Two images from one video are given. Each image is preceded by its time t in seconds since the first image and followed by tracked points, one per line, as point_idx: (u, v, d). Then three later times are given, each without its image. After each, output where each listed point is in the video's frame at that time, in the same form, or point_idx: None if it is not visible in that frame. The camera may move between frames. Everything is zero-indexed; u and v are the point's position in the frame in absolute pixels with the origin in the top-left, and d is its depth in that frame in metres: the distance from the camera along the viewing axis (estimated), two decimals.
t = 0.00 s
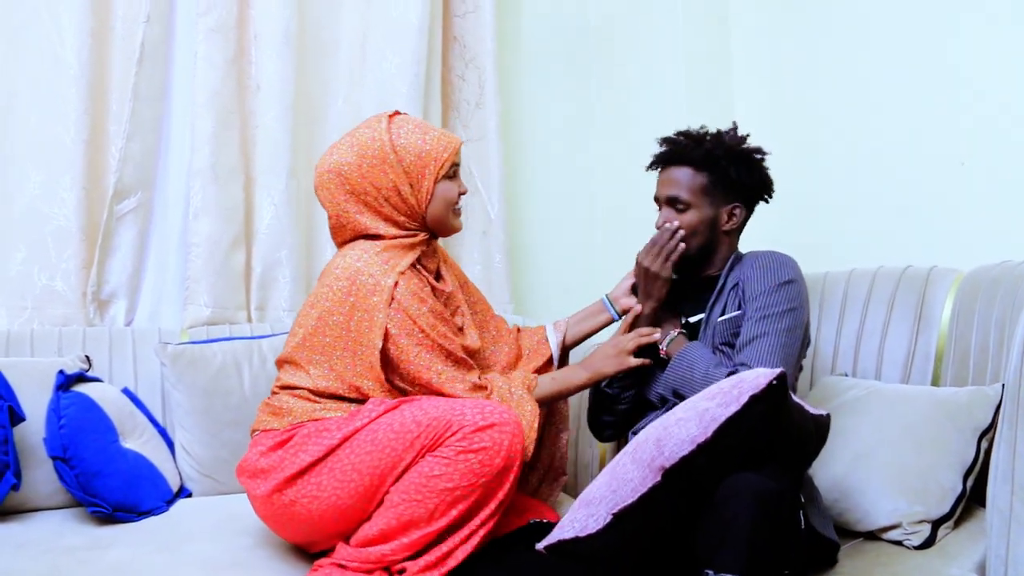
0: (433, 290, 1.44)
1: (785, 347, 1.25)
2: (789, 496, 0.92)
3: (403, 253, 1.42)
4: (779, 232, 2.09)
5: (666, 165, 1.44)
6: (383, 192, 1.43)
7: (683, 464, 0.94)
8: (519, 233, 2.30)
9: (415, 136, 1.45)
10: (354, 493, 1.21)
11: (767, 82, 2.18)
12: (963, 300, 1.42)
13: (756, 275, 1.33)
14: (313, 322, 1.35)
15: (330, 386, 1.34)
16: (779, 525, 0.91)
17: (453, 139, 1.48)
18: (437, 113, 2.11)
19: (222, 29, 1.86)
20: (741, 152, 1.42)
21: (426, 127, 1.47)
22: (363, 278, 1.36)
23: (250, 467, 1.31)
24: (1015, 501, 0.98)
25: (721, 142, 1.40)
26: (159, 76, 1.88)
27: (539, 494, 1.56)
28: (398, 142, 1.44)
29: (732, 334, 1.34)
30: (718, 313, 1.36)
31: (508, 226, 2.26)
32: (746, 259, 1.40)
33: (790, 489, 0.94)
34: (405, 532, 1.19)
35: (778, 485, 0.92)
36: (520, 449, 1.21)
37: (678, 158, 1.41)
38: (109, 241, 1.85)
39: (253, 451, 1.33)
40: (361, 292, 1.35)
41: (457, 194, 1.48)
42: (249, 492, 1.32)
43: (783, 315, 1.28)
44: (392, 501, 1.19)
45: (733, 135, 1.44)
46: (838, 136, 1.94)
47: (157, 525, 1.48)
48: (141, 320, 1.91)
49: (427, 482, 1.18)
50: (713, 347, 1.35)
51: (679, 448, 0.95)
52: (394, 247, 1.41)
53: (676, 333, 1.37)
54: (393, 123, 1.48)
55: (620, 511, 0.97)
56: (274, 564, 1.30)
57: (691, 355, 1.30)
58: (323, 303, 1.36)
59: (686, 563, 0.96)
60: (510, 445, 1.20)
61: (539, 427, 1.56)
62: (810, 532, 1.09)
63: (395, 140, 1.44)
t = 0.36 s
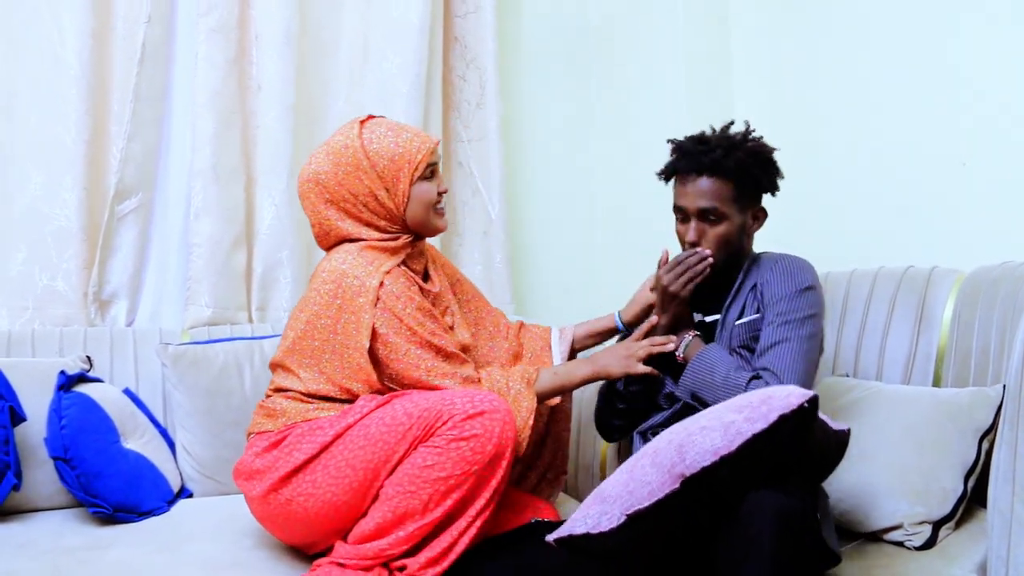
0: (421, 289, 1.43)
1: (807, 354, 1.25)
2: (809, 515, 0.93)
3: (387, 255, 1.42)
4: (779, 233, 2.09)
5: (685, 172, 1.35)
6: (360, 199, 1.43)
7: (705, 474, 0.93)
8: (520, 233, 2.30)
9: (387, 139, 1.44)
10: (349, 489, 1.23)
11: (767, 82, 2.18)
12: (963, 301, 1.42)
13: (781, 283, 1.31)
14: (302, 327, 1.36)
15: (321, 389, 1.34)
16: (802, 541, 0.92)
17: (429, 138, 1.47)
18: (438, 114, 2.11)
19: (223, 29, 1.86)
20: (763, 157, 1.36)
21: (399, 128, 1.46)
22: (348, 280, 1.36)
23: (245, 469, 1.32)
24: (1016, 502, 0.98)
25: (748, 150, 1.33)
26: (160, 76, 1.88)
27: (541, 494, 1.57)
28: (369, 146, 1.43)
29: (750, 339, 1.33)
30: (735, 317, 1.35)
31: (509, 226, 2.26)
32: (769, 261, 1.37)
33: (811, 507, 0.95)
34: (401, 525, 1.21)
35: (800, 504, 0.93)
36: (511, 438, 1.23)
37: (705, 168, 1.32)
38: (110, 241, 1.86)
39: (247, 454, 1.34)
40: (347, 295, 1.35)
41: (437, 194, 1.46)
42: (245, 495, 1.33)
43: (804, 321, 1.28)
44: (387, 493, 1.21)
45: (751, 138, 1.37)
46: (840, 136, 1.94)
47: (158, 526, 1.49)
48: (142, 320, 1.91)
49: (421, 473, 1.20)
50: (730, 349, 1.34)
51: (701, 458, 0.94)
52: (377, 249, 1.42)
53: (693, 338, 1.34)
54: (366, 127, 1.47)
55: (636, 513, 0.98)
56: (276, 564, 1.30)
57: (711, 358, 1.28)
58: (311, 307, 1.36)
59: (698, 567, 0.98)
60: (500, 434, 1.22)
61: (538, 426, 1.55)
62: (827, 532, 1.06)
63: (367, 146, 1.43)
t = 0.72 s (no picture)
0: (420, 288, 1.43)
1: (833, 362, 1.20)
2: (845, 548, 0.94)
3: (388, 257, 1.43)
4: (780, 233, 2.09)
5: (699, 178, 1.28)
6: (355, 211, 1.44)
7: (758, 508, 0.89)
8: (520, 233, 2.30)
9: (375, 153, 1.41)
10: (352, 488, 1.23)
11: (768, 82, 2.18)
12: (965, 301, 1.42)
13: (806, 290, 1.25)
14: (302, 330, 1.36)
15: (322, 391, 1.34)
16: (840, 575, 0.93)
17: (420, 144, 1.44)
18: (439, 113, 2.11)
19: (224, 29, 1.86)
20: (782, 160, 1.28)
21: (390, 132, 1.44)
22: (348, 283, 1.35)
23: (248, 469, 1.32)
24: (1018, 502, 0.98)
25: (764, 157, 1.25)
26: (162, 76, 1.88)
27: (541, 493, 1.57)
28: (355, 156, 1.42)
29: (773, 343, 1.28)
30: (756, 320, 1.30)
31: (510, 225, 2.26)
32: (794, 265, 1.30)
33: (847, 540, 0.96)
34: (405, 525, 1.21)
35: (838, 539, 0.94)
36: (515, 436, 1.24)
37: (718, 178, 1.25)
38: (112, 241, 1.86)
39: (250, 453, 1.34)
40: (346, 296, 1.35)
41: (431, 199, 1.45)
42: (247, 495, 1.33)
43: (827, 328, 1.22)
44: (392, 493, 1.21)
45: (768, 140, 1.28)
46: (841, 135, 1.94)
47: (160, 525, 1.49)
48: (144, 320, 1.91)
49: (426, 472, 1.20)
50: (751, 355, 1.29)
51: (752, 490, 0.89)
52: (374, 251, 1.42)
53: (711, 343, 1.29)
54: (354, 133, 1.45)
55: (675, 541, 0.90)
56: (277, 564, 1.30)
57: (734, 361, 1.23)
58: (311, 309, 1.36)
59: None
60: (504, 433, 1.22)
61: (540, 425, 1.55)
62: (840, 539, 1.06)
63: (355, 159, 1.42)
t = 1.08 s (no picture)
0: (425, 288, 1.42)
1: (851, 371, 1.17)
2: None
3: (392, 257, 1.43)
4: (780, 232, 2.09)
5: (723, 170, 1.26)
6: (351, 214, 1.44)
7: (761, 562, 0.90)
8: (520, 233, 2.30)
9: (363, 156, 1.41)
10: (353, 485, 1.23)
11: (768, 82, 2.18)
12: (966, 300, 1.41)
13: (829, 296, 1.22)
14: (307, 328, 1.36)
15: (325, 389, 1.34)
16: None
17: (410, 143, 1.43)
18: (440, 112, 2.11)
19: (224, 28, 1.86)
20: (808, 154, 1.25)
21: (380, 133, 1.44)
22: (352, 281, 1.35)
23: (249, 465, 1.32)
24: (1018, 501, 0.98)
25: (789, 146, 1.22)
26: (163, 75, 1.88)
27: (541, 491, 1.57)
28: (347, 162, 1.42)
29: (791, 348, 1.26)
30: (775, 322, 1.28)
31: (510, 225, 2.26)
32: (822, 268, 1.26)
33: None
34: (405, 522, 1.21)
35: None
36: (515, 434, 1.24)
37: (742, 166, 1.22)
38: (111, 241, 1.86)
39: (252, 450, 1.34)
40: (351, 295, 1.34)
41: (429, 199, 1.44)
42: (248, 492, 1.33)
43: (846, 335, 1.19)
44: (392, 491, 1.21)
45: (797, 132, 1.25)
46: (841, 134, 1.94)
47: (160, 524, 1.49)
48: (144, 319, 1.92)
49: (426, 469, 1.20)
50: (768, 359, 1.27)
51: (757, 545, 0.90)
52: (378, 250, 1.42)
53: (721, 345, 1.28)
54: (346, 138, 1.45)
55: None
56: (278, 562, 1.30)
57: (748, 366, 1.23)
58: (315, 308, 1.36)
59: None
60: (503, 432, 1.22)
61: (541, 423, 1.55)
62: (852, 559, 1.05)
63: (344, 166, 1.42)
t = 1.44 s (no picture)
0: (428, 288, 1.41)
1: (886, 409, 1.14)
2: None
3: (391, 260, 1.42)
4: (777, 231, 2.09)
5: (740, 160, 1.25)
6: (351, 213, 1.44)
7: None
8: (518, 231, 2.30)
9: (370, 163, 1.41)
10: (352, 482, 1.23)
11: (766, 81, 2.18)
12: (964, 300, 1.41)
13: (874, 329, 1.15)
14: (310, 329, 1.33)
15: (326, 389, 1.33)
16: None
17: (419, 153, 1.42)
18: (438, 111, 2.11)
19: (221, 26, 1.86)
20: (823, 144, 1.17)
21: (388, 139, 1.43)
22: (359, 281, 1.34)
23: (247, 462, 1.32)
24: (1016, 498, 0.98)
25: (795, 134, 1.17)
26: (160, 73, 1.87)
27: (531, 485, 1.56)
28: (353, 167, 1.42)
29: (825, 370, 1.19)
30: (808, 339, 1.20)
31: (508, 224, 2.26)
32: (869, 291, 1.18)
33: None
34: (403, 519, 1.21)
35: None
36: (513, 429, 1.24)
37: (745, 152, 1.22)
38: (109, 239, 1.85)
39: (250, 447, 1.33)
40: (357, 296, 1.33)
41: (428, 209, 1.43)
42: (246, 489, 1.32)
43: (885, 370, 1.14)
44: (390, 488, 1.21)
45: (813, 119, 1.19)
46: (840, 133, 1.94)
47: (158, 523, 1.48)
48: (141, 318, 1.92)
49: (424, 466, 1.20)
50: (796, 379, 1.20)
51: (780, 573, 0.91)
52: (380, 252, 1.42)
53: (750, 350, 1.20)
54: (357, 139, 1.44)
55: None
56: (276, 561, 1.30)
57: (783, 380, 1.15)
58: (319, 309, 1.34)
59: None
60: (502, 426, 1.22)
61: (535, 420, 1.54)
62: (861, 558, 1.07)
63: (350, 170, 1.43)
